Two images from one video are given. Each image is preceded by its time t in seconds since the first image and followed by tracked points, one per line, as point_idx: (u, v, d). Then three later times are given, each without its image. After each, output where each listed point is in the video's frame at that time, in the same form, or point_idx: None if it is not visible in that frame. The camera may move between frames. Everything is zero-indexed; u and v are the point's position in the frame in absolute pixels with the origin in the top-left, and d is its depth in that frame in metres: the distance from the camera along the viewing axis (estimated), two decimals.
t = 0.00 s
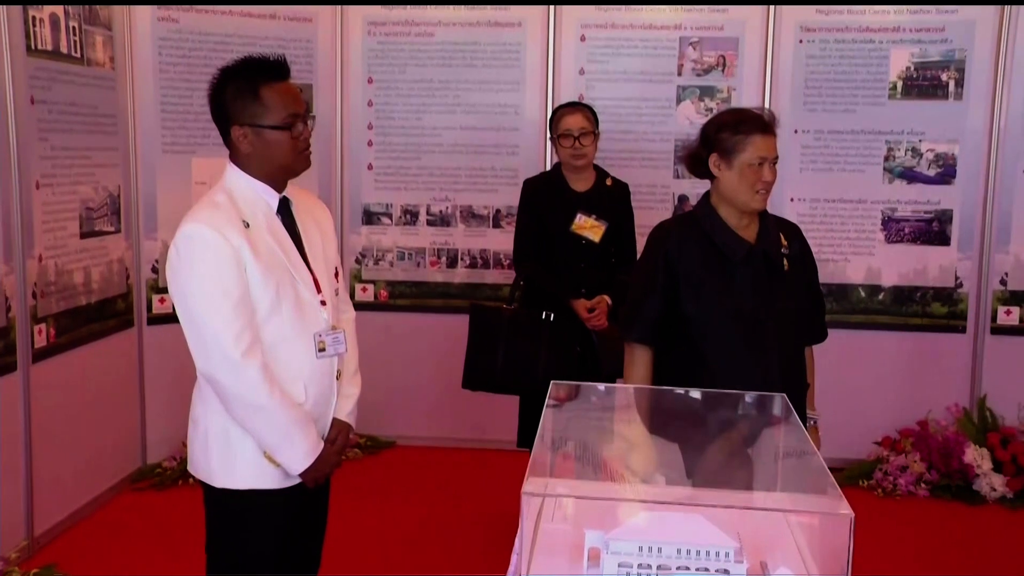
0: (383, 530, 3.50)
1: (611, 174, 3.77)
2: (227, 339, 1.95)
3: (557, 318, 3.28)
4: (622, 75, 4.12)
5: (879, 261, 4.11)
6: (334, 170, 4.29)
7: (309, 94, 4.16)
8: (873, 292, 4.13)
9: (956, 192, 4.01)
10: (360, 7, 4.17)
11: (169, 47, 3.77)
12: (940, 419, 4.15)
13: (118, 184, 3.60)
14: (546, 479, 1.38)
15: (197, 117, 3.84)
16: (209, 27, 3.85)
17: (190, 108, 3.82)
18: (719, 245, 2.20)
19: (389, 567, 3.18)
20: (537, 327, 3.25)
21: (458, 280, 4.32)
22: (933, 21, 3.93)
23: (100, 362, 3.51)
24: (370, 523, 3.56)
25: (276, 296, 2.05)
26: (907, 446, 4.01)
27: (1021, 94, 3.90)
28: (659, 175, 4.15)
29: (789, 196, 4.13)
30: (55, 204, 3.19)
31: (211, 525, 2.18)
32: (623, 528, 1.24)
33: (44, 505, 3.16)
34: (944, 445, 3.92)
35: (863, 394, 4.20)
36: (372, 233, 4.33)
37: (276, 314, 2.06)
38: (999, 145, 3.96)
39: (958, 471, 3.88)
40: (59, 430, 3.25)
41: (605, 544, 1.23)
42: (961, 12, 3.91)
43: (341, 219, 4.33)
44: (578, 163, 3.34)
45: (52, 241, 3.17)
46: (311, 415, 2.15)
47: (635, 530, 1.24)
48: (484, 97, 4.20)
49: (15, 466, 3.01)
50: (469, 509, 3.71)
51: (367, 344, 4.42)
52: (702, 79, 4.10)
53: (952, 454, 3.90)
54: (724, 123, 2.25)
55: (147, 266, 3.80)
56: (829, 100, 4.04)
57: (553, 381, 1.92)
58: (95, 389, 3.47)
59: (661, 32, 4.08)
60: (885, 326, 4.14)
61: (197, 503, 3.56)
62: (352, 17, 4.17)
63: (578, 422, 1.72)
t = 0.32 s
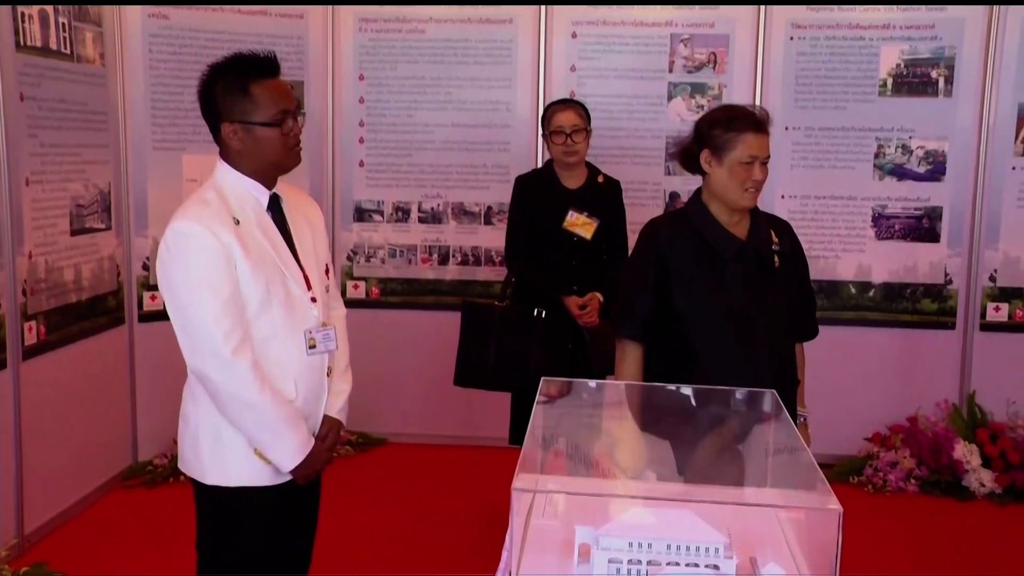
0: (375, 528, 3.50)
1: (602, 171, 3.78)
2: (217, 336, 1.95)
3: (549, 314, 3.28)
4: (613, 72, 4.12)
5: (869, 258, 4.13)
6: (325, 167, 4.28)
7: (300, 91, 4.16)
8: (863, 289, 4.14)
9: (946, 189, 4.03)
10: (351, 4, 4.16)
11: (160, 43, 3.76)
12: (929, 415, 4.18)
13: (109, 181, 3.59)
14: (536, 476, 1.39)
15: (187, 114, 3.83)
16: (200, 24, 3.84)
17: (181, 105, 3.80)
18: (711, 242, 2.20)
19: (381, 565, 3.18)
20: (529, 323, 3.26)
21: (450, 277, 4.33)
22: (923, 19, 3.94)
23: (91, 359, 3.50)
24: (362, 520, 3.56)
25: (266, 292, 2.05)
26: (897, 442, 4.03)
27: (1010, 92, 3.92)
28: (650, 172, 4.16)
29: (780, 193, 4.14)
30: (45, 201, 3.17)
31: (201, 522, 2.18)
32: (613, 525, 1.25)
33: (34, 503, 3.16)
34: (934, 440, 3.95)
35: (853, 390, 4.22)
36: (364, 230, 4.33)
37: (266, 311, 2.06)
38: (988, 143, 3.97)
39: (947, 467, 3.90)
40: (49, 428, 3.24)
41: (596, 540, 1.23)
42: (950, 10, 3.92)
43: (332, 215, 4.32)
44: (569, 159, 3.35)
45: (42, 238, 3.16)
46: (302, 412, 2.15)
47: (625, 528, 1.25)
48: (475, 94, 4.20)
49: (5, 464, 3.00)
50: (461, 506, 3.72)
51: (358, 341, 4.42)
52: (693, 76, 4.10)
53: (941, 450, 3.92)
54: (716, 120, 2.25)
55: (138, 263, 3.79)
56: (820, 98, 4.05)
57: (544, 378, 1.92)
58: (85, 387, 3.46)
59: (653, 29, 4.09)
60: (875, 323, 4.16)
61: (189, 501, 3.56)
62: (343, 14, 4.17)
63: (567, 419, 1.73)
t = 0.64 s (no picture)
0: (359, 525, 3.51)
1: (586, 168, 3.80)
2: (200, 332, 1.95)
3: (533, 311, 3.30)
4: (597, 70, 4.14)
5: (850, 255, 4.16)
6: (309, 165, 4.28)
7: (284, 88, 4.15)
8: (845, 286, 4.18)
9: (926, 187, 4.07)
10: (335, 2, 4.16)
11: (143, 40, 3.74)
12: (909, 411, 4.22)
13: (91, 178, 3.58)
14: (518, 471, 1.40)
15: (171, 111, 3.82)
16: (183, 21, 3.83)
17: (163, 102, 3.79)
18: (694, 239, 2.23)
19: (365, 562, 3.19)
20: (512, 321, 3.28)
21: (434, 274, 4.34)
22: (903, 18, 3.98)
23: (73, 356, 3.49)
24: (347, 517, 3.57)
25: (250, 289, 2.06)
26: (878, 437, 4.08)
27: (989, 91, 3.97)
28: (633, 170, 4.18)
29: (762, 190, 4.17)
30: (27, 198, 3.16)
31: (184, 520, 2.19)
32: (594, 519, 1.27)
33: (15, 501, 3.15)
34: (914, 436, 4.00)
35: (834, 386, 4.26)
36: (348, 227, 4.33)
37: (249, 307, 2.07)
38: (967, 141, 4.02)
39: (927, 462, 3.95)
40: (31, 425, 3.23)
41: (577, 535, 1.25)
42: (930, 9, 3.96)
43: (317, 213, 4.32)
44: (553, 156, 3.37)
45: (24, 235, 3.14)
46: (285, 408, 2.16)
47: (606, 522, 1.27)
48: (459, 92, 4.21)
49: None
50: (446, 503, 3.74)
51: (342, 338, 4.42)
52: (676, 74, 4.12)
53: (921, 446, 3.97)
54: (700, 117, 2.26)
55: (121, 260, 3.78)
56: (801, 96, 4.08)
57: (528, 375, 1.94)
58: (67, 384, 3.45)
59: (636, 27, 4.11)
60: (855, 320, 4.20)
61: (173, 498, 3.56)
62: (327, 11, 4.17)
63: (549, 415, 1.74)
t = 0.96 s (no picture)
0: (341, 514, 3.61)
1: (561, 166, 3.93)
2: (186, 324, 2.06)
3: (510, 304, 3.43)
4: (571, 70, 4.26)
5: (815, 249, 4.33)
6: (292, 162, 4.37)
7: (267, 88, 4.24)
8: (810, 278, 4.34)
9: (887, 183, 4.25)
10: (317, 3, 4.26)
11: (130, 41, 3.82)
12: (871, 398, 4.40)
13: (79, 175, 3.65)
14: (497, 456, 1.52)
15: (158, 110, 3.90)
16: (168, 22, 3.91)
17: (150, 102, 3.87)
18: (666, 234, 2.36)
19: (348, 549, 3.31)
20: (491, 313, 3.41)
21: (414, 268, 4.45)
22: (865, 21, 4.14)
23: (62, 349, 3.56)
24: (329, 507, 3.67)
25: (234, 282, 2.17)
26: (842, 424, 4.25)
27: (945, 91, 4.14)
28: (607, 167, 4.32)
29: (731, 187, 4.32)
30: (17, 195, 3.22)
31: (173, 507, 2.29)
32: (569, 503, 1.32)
33: (7, 491, 3.22)
34: (875, 422, 4.17)
35: (801, 374, 4.43)
36: (331, 223, 4.43)
37: (233, 300, 2.18)
38: (926, 139, 4.19)
39: (888, 447, 4.13)
40: (21, 418, 3.30)
41: (552, 519, 1.30)
42: (890, 13, 4.12)
43: (300, 209, 4.42)
44: (530, 154, 3.50)
45: (14, 231, 3.21)
46: (269, 398, 2.27)
47: (581, 506, 1.31)
48: (438, 91, 4.32)
49: None
50: (425, 492, 3.85)
51: (325, 331, 4.53)
52: (648, 74, 4.26)
53: (883, 431, 4.15)
54: (674, 116, 2.39)
55: (109, 255, 3.86)
56: (768, 96, 4.23)
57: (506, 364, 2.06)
58: (57, 376, 3.52)
59: (609, 28, 4.24)
60: (820, 311, 4.37)
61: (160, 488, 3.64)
62: (309, 12, 4.26)
63: (526, 403, 1.87)
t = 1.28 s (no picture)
0: (317, 502, 3.73)
1: (531, 165, 4.08)
2: (166, 318, 2.18)
3: (482, 297, 3.57)
4: (541, 73, 4.41)
5: (774, 244, 4.52)
6: (271, 161, 4.48)
7: (246, 90, 4.35)
8: (769, 272, 4.54)
9: (841, 181, 4.45)
10: (294, 7, 4.37)
11: (111, 44, 3.90)
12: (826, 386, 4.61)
13: (63, 175, 3.74)
14: (470, 438, 1.66)
15: (140, 111, 3.99)
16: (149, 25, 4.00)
17: (131, 103, 3.96)
18: (633, 228, 2.47)
19: (324, 535, 3.43)
20: (462, 305, 3.54)
21: (389, 264, 4.58)
22: (819, 27, 4.34)
23: (47, 343, 3.65)
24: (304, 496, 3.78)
25: (212, 277, 2.30)
26: (799, 411, 4.46)
27: (895, 95, 4.35)
28: (575, 165, 4.48)
29: (694, 184, 4.51)
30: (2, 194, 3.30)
31: (154, 494, 2.41)
32: (537, 488, 1.41)
33: None
34: (830, 408, 4.39)
35: (760, 364, 4.63)
36: (308, 220, 4.55)
37: (212, 295, 2.31)
38: (877, 139, 4.40)
39: (842, 432, 4.34)
40: (8, 410, 3.38)
41: (521, 503, 1.39)
42: (843, 19, 4.32)
43: (278, 206, 4.53)
44: (501, 153, 3.65)
45: None
46: (247, 388, 2.39)
47: (547, 491, 1.41)
48: (412, 93, 4.45)
49: None
50: (396, 479, 3.99)
51: (303, 325, 4.65)
52: (614, 76, 4.42)
53: (837, 417, 4.36)
54: (642, 116, 2.48)
55: (93, 252, 3.95)
56: (729, 97, 4.41)
57: (479, 356, 2.21)
58: (41, 370, 3.61)
59: (576, 33, 4.39)
60: (778, 303, 4.56)
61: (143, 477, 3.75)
62: (287, 15, 4.37)
63: (496, 390, 2.02)
